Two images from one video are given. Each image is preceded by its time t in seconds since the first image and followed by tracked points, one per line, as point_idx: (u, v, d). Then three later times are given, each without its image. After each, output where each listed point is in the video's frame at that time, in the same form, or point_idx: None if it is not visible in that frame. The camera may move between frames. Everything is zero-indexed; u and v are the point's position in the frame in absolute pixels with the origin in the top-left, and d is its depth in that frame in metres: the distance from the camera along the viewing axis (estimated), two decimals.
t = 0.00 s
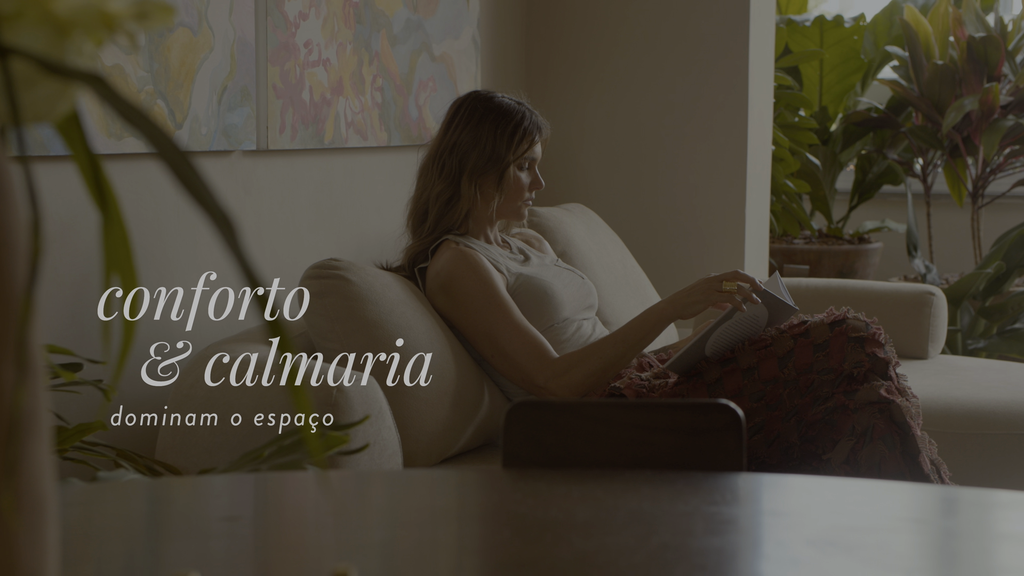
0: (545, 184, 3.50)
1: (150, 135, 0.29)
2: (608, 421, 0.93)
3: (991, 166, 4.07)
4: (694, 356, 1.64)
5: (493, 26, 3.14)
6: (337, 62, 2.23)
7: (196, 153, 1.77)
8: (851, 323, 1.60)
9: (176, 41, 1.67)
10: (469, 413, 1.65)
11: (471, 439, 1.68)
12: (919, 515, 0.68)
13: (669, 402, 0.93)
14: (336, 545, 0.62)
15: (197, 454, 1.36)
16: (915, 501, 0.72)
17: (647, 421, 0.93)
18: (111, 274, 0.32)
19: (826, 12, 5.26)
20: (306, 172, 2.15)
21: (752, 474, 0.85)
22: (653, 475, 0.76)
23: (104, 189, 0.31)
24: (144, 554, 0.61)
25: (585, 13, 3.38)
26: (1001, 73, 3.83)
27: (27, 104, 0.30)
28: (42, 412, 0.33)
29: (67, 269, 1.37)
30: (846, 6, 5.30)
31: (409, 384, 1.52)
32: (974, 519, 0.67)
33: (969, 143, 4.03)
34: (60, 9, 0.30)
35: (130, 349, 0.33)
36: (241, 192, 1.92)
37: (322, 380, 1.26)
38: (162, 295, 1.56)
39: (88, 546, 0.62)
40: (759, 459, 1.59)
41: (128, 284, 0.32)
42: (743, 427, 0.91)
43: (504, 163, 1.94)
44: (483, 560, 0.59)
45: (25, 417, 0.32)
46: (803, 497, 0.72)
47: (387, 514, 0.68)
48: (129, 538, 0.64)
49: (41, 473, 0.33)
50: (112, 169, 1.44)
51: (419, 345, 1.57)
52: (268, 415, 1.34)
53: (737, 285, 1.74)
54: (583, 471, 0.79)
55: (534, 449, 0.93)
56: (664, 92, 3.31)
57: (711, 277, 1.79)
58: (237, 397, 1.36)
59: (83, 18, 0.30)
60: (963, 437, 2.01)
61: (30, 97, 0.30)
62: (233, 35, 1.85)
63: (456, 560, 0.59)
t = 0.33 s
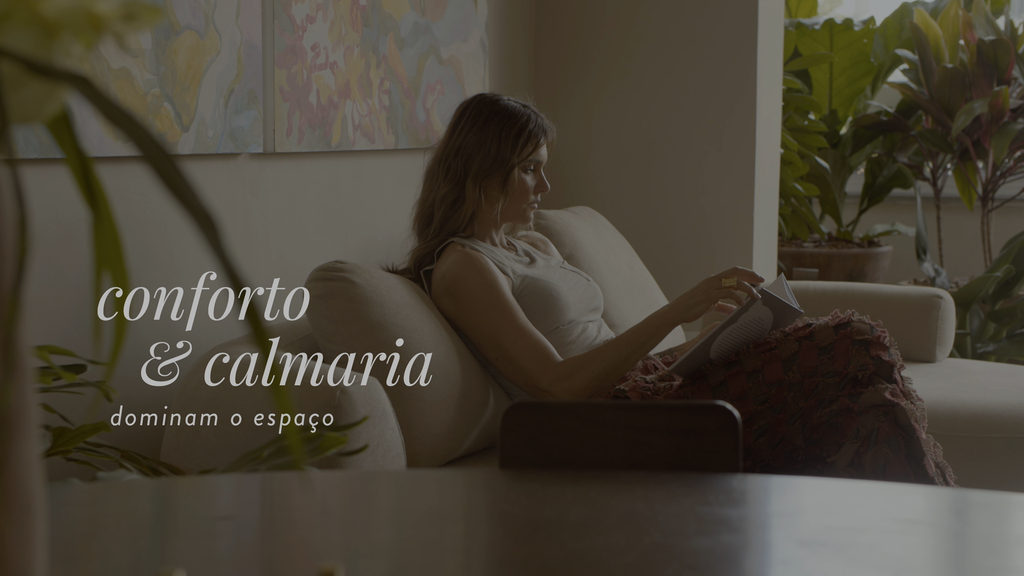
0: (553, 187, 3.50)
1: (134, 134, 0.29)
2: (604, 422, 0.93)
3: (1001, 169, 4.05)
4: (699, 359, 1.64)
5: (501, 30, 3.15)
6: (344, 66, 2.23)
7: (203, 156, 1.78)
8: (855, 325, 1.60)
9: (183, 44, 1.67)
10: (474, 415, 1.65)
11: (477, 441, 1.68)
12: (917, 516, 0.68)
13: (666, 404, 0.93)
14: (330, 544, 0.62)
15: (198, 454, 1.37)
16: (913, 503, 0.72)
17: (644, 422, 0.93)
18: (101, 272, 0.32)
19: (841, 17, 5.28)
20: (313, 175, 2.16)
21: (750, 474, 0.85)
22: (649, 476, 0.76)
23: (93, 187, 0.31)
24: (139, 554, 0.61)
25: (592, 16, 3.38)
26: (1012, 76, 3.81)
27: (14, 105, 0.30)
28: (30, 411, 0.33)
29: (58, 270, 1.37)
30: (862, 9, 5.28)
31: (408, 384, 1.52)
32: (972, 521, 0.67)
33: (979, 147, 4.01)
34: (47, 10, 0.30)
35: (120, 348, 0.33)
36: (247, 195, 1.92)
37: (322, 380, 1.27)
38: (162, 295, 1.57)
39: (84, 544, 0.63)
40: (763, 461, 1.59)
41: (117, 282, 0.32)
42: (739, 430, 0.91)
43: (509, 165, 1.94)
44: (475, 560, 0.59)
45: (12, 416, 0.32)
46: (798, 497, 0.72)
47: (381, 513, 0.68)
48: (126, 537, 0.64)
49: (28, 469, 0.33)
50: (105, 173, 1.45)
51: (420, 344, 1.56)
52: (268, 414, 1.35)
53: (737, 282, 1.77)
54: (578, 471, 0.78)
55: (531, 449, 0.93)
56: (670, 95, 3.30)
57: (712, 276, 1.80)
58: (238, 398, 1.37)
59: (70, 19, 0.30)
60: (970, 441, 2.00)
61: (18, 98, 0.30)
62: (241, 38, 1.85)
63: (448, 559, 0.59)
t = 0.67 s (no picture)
0: (562, 192, 3.51)
1: (118, 136, 0.29)
2: (601, 425, 0.93)
3: (1012, 173, 4.03)
4: (703, 362, 1.65)
5: (510, 35, 3.15)
6: (352, 70, 2.24)
7: (210, 160, 1.79)
8: (861, 329, 1.59)
9: (190, 48, 1.68)
10: (479, 419, 1.65)
11: (482, 445, 1.68)
12: (912, 519, 0.68)
13: (663, 407, 0.93)
14: (323, 544, 0.62)
15: (199, 456, 1.37)
16: (911, 506, 0.71)
17: (641, 424, 0.93)
18: (90, 270, 0.32)
19: (860, 21, 5.27)
20: (321, 178, 2.16)
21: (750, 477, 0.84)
22: (644, 479, 0.76)
23: (83, 188, 0.31)
24: (135, 554, 0.61)
25: (600, 20, 3.39)
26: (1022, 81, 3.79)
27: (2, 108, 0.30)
28: (17, 411, 0.33)
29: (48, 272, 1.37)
30: (877, 13, 5.25)
31: (408, 384, 1.52)
32: (969, 525, 0.66)
33: (990, 152, 4.00)
34: (36, 13, 0.30)
35: (111, 347, 0.33)
36: (255, 198, 1.93)
37: (322, 380, 1.28)
38: (162, 295, 1.57)
39: (79, 545, 0.63)
40: (768, 466, 1.58)
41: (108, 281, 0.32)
42: (736, 433, 0.91)
43: (514, 169, 1.94)
44: (466, 561, 0.59)
45: None
46: (794, 500, 0.72)
47: (377, 514, 0.68)
48: (120, 538, 0.64)
49: (16, 470, 0.33)
50: (104, 178, 1.45)
51: (420, 344, 1.56)
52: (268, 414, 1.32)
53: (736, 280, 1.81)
54: (574, 473, 0.78)
55: (528, 451, 0.93)
56: (678, 99, 3.30)
57: (711, 280, 1.80)
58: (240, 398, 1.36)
59: (59, 23, 0.30)
60: (978, 445, 1.99)
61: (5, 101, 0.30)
62: (248, 42, 1.86)
63: (438, 560, 0.59)
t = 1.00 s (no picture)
0: (570, 195, 3.50)
1: (105, 137, 0.29)
2: (598, 425, 0.92)
3: (1022, 177, 4.01)
4: (708, 365, 1.63)
5: (518, 38, 3.16)
6: (359, 73, 2.24)
7: (216, 162, 1.79)
8: (865, 333, 1.59)
9: (196, 51, 1.69)
10: (484, 420, 1.65)
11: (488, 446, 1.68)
12: (910, 520, 0.67)
13: (660, 407, 0.92)
14: (316, 543, 0.62)
15: (201, 457, 1.37)
16: (908, 506, 0.71)
17: (637, 425, 0.92)
18: (83, 267, 0.32)
19: (874, 24, 5.25)
20: (328, 181, 2.17)
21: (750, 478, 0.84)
22: (640, 479, 0.76)
23: (74, 187, 0.31)
24: (128, 553, 0.61)
25: (608, 23, 3.39)
26: None
27: None
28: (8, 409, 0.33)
29: (38, 272, 1.37)
30: (893, 16, 5.24)
31: (408, 384, 1.52)
32: (966, 527, 0.66)
33: (1000, 155, 3.98)
34: (24, 14, 0.29)
35: (103, 347, 0.32)
36: (261, 201, 1.93)
37: (323, 380, 1.29)
38: (162, 295, 1.57)
39: (74, 544, 0.63)
40: (773, 468, 1.58)
41: (99, 279, 0.32)
42: (733, 433, 0.90)
43: (519, 173, 1.94)
44: (459, 561, 0.59)
45: None
46: (791, 500, 0.71)
47: (372, 514, 0.68)
48: (114, 537, 0.64)
49: (9, 465, 0.34)
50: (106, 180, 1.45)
51: (420, 344, 1.55)
52: (267, 414, 1.31)
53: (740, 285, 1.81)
54: (570, 474, 0.78)
55: (524, 450, 0.93)
56: (685, 102, 3.30)
57: (715, 282, 1.80)
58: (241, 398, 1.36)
59: (46, 23, 0.29)
60: (985, 449, 1.98)
61: None
62: (255, 45, 1.87)
63: (432, 560, 0.59)
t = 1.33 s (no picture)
0: (578, 197, 3.50)
1: (89, 131, 0.29)
2: (595, 425, 0.92)
3: None
4: (712, 367, 1.64)
5: (526, 41, 3.16)
6: (366, 76, 2.25)
7: (223, 164, 1.80)
8: (871, 334, 1.59)
9: (203, 54, 1.69)
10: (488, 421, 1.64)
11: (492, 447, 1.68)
12: (906, 518, 0.67)
13: (657, 406, 0.92)
14: (305, 541, 0.62)
15: (202, 456, 1.38)
16: (906, 505, 0.70)
17: (635, 424, 0.92)
18: (73, 264, 0.31)
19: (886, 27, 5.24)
20: (335, 183, 2.17)
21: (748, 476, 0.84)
22: (636, 478, 0.76)
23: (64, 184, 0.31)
24: (122, 551, 0.61)
25: (617, 25, 3.39)
26: None
27: None
28: None
29: (32, 271, 1.37)
30: (908, 19, 5.22)
31: (408, 384, 1.51)
32: (962, 526, 0.65)
33: (1010, 157, 3.96)
34: (12, 13, 0.29)
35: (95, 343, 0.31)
36: (268, 203, 1.94)
37: (322, 380, 1.30)
38: (162, 295, 1.57)
39: (67, 541, 0.64)
40: (777, 469, 1.58)
41: (90, 276, 0.31)
42: (730, 433, 0.90)
43: (524, 174, 1.94)
44: (449, 559, 0.59)
45: None
46: (786, 498, 0.71)
47: (366, 514, 0.68)
48: (107, 534, 0.65)
49: None
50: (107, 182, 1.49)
51: (422, 344, 1.55)
52: (268, 414, 1.31)
53: (745, 293, 1.78)
54: (566, 473, 0.78)
55: (521, 449, 0.93)
56: (692, 103, 3.30)
57: (716, 284, 1.80)
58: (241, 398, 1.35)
59: (34, 23, 0.30)
60: (993, 451, 1.97)
61: None
62: (261, 48, 1.87)
63: (422, 558, 0.59)
